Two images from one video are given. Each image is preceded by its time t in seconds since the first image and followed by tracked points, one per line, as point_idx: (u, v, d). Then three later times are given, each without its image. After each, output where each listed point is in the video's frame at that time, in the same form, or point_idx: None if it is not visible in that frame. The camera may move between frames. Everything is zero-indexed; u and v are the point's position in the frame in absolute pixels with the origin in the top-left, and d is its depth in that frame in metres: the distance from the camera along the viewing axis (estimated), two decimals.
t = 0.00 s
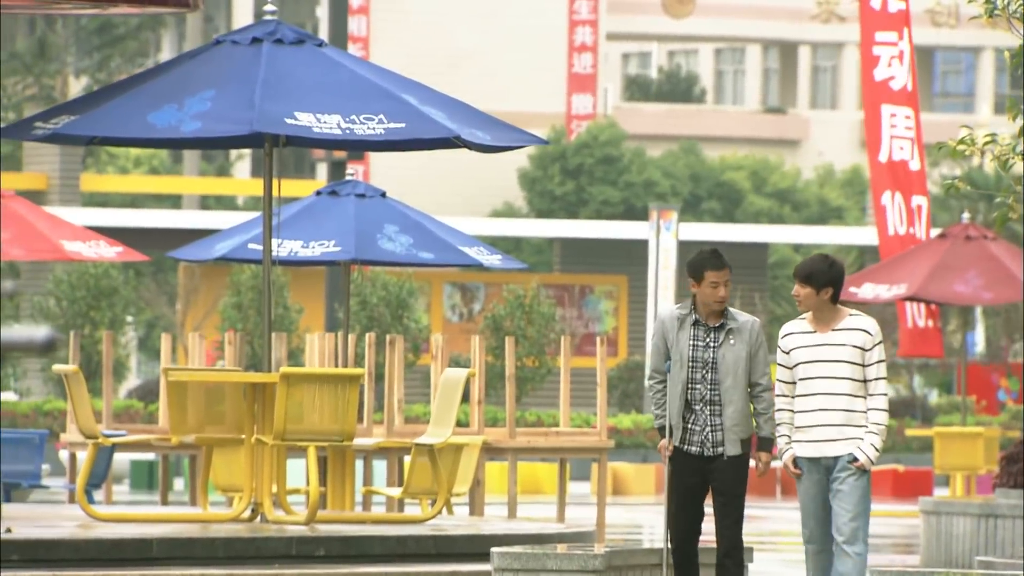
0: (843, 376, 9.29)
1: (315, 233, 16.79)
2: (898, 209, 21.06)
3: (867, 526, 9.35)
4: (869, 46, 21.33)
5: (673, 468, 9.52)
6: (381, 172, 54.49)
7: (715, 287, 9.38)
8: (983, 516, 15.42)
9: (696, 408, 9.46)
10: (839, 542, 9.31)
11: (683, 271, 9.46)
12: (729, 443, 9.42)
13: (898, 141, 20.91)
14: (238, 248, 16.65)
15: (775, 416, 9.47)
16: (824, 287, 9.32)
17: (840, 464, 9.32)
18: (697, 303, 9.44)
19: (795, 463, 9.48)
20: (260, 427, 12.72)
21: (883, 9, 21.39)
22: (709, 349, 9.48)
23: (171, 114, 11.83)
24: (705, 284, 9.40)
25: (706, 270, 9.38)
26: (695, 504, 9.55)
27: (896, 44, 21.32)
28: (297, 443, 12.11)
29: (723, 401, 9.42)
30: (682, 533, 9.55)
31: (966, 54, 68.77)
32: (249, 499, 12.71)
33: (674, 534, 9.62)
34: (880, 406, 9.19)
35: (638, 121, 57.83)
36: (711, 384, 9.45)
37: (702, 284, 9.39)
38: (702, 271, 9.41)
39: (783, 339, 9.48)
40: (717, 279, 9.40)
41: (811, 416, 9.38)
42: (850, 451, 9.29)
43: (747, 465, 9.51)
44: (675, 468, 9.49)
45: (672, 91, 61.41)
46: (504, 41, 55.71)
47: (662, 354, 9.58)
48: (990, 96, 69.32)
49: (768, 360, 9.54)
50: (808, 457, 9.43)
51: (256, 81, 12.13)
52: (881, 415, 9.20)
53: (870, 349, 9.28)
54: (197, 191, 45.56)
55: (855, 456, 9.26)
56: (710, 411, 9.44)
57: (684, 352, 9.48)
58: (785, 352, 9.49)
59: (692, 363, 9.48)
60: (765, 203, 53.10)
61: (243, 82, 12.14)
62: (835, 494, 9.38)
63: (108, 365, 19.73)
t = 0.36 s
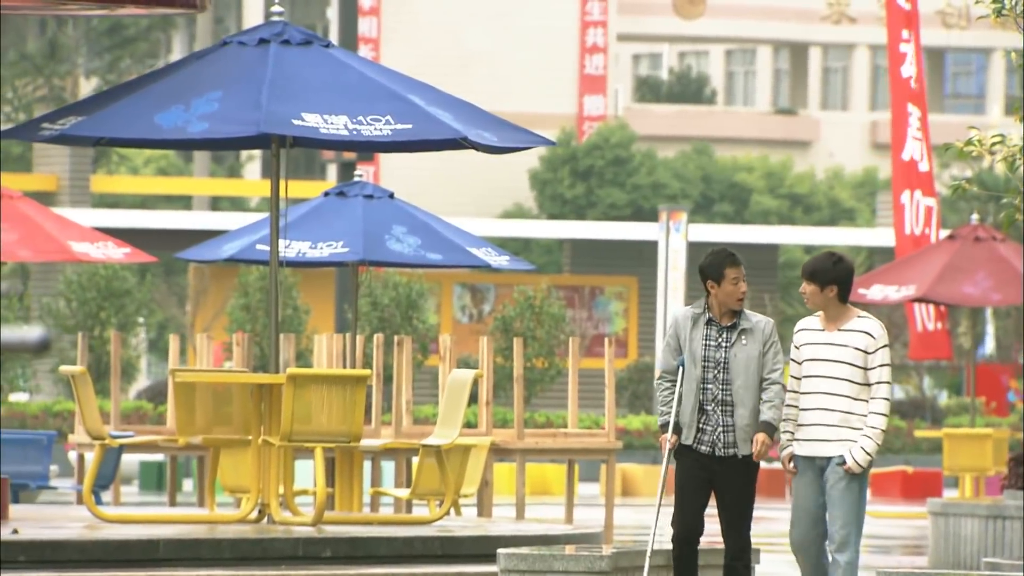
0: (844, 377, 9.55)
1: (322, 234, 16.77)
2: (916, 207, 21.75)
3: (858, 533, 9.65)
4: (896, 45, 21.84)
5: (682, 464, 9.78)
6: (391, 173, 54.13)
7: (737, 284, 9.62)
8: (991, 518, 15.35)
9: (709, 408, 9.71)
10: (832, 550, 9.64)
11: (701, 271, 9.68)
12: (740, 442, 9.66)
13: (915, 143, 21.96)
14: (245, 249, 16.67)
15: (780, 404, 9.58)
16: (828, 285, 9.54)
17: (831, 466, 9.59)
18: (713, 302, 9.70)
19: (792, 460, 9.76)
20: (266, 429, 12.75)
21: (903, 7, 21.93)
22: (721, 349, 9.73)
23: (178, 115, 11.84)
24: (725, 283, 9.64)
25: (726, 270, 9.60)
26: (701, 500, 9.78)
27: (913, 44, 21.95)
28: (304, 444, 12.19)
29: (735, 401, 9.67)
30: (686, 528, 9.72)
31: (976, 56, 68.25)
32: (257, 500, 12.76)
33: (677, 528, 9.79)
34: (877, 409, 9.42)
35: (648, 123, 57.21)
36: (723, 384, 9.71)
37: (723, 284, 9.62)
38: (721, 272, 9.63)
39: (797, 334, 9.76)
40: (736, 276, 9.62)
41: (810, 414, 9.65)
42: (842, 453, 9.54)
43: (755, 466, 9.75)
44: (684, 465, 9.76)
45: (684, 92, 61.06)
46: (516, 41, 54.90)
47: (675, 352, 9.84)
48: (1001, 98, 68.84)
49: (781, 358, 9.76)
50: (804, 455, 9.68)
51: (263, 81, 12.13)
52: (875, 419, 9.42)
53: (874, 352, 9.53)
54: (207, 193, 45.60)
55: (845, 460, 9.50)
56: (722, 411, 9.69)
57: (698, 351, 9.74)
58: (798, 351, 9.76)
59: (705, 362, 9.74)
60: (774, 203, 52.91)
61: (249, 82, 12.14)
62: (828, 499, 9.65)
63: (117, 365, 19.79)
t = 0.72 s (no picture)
0: (852, 379, 9.35)
1: (333, 235, 16.82)
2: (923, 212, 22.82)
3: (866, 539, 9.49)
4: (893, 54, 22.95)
5: (677, 471, 9.39)
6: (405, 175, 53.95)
7: (727, 289, 9.28)
8: (1003, 520, 15.38)
9: (706, 415, 9.33)
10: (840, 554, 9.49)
11: (689, 275, 9.31)
12: (738, 448, 9.31)
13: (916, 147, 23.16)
14: (257, 251, 16.68)
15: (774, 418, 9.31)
16: (834, 287, 9.36)
17: (841, 469, 9.40)
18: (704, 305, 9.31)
19: (796, 459, 9.58)
20: (276, 430, 12.75)
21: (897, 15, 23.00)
22: (715, 354, 9.35)
23: (188, 117, 11.84)
24: (715, 288, 9.28)
25: (715, 274, 9.25)
26: (697, 506, 9.40)
27: (908, 50, 22.94)
28: (314, 446, 12.21)
29: (733, 406, 9.31)
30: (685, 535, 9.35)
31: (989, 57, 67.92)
32: (267, 502, 12.77)
33: (670, 532, 9.43)
34: (887, 412, 9.24)
35: (662, 124, 56.30)
36: (719, 389, 9.34)
37: (713, 288, 9.27)
38: (710, 276, 9.29)
39: (804, 335, 9.57)
40: (728, 280, 9.28)
41: (819, 416, 9.45)
42: (851, 458, 9.36)
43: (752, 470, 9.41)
44: (682, 473, 9.36)
45: (697, 94, 60.65)
46: (530, 42, 54.61)
47: (665, 358, 9.41)
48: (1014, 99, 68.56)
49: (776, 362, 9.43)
50: (811, 456, 9.49)
51: (273, 83, 12.14)
52: (886, 422, 9.25)
53: (882, 354, 9.33)
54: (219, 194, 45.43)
55: (856, 465, 9.32)
56: (720, 416, 9.32)
57: (692, 356, 9.34)
58: (806, 353, 9.57)
59: (699, 367, 9.34)
60: (786, 204, 52.74)
61: (259, 84, 12.14)
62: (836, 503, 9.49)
63: (127, 367, 19.79)
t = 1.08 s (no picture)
0: (855, 383, 9.37)
1: (346, 237, 16.83)
2: (936, 213, 20.11)
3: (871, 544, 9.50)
4: (910, 48, 20.56)
5: (657, 469, 9.71)
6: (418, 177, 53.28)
7: (699, 285, 9.57)
8: (1017, 521, 15.40)
9: (686, 409, 9.65)
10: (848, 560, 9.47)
11: (662, 273, 9.63)
12: (719, 441, 9.65)
13: (938, 144, 20.37)
14: (270, 252, 16.67)
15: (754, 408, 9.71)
16: (836, 289, 9.40)
17: (848, 473, 9.39)
18: (678, 303, 9.63)
19: (797, 465, 9.52)
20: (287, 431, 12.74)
21: (923, 12, 20.61)
22: (691, 348, 9.69)
23: (199, 118, 11.84)
24: (687, 285, 9.59)
25: (688, 271, 9.57)
26: (682, 501, 9.72)
27: (936, 48, 20.56)
28: (327, 447, 12.23)
29: (712, 400, 9.64)
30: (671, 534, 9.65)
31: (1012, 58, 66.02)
32: (279, 503, 12.78)
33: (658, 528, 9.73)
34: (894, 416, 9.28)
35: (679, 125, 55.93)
36: (698, 383, 9.67)
37: (686, 285, 9.58)
38: (683, 273, 9.60)
39: (796, 338, 9.58)
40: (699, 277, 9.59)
41: (822, 421, 9.44)
42: (859, 463, 9.36)
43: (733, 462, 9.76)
44: (662, 471, 9.67)
45: (712, 95, 58.26)
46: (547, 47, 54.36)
47: (642, 355, 9.71)
48: None
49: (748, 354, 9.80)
50: (815, 461, 9.45)
51: (285, 85, 12.14)
52: (891, 427, 9.31)
53: (885, 357, 9.37)
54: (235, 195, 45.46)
55: (864, 470, 9.33)
56: (699, 410, 9.65)
57: (669, 352, 9.66)
58: (798, 356, 9.60)
59: (677, 362, 9.66)
60: (804, 207, 51.54)
61: (273, 85, 12.15)
62: (841, 507, 9.47)
63: (140, 368, 19.83)
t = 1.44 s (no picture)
0: (847, 377, 9.32)
1: (359, 237, 16.85)
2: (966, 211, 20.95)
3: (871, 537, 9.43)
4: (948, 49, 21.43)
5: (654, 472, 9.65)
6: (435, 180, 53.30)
7: (682, 289, 9.54)
8: None
9: (675, 411, 9.57)
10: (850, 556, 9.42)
11: (644, 278, 9.58)
12: (712, 440, 9.53)
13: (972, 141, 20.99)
14: (284, 253, 16.73)
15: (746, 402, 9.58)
16: (826, 284, 9.40)
17: (846, 469, 9.36)
18: (661, 306, 9.56)
19: (794, 465, 9.44)
20: (301, 432, 12.79)
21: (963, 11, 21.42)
22: (679, 350, 9.60)
23: (212, 119, 11.85)
24: (670, 289, 9.54)
25: (670, 275, 9.52)
26: (681, 503, 9.66)
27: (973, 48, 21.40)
28: (338, 448, 12.26)
29: (702, 401, 9.54)
30: (670, 537, 9.64)
31: None
32: (292, 504, 12.82)
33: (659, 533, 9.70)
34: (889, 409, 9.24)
35: (695, 126, 55.31)
36: (687, 384, 9.57)
37: (668, 290, 9.52)
38: (665, 276, 9.55)
39: (781, 338, 9.51)
40: (683, 279, 9.54)
41: (813, 418, 9.39)
42: (856, 456, 9.33)
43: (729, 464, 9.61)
44: (658, 474, 9.61)
45: (729, 95, 57.56)
46: (563, 49, 53.73)
47: (631, 359, 9.65)
48: None
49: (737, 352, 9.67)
50: (810, 460, 9.41)
51: (297, 85, 12.14)
52: (883, 419, 9.30)
53: (874, 350, 9.34)
54: (251, 196, 45.46)
55: (862, 463, 9.30)
56: (689, 412, 9.56)
57: (656, 355, 9.58)
58: (785, 355, 9.53)
59: (665, 365, 9.58)
60: (822, 206, 51.17)
61: (283, 86, 12.15)
62: (839, 502, 9.42)
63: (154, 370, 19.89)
